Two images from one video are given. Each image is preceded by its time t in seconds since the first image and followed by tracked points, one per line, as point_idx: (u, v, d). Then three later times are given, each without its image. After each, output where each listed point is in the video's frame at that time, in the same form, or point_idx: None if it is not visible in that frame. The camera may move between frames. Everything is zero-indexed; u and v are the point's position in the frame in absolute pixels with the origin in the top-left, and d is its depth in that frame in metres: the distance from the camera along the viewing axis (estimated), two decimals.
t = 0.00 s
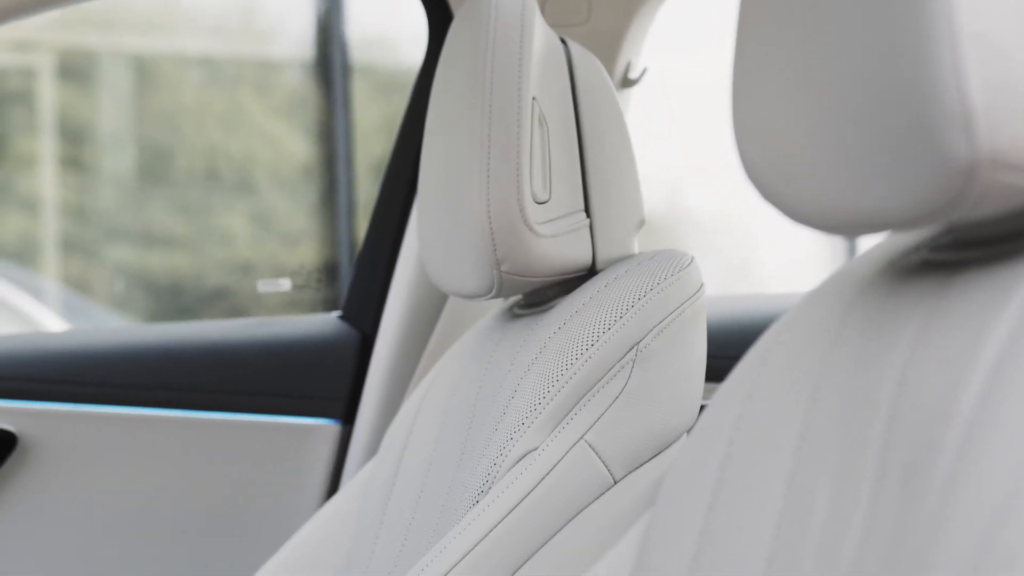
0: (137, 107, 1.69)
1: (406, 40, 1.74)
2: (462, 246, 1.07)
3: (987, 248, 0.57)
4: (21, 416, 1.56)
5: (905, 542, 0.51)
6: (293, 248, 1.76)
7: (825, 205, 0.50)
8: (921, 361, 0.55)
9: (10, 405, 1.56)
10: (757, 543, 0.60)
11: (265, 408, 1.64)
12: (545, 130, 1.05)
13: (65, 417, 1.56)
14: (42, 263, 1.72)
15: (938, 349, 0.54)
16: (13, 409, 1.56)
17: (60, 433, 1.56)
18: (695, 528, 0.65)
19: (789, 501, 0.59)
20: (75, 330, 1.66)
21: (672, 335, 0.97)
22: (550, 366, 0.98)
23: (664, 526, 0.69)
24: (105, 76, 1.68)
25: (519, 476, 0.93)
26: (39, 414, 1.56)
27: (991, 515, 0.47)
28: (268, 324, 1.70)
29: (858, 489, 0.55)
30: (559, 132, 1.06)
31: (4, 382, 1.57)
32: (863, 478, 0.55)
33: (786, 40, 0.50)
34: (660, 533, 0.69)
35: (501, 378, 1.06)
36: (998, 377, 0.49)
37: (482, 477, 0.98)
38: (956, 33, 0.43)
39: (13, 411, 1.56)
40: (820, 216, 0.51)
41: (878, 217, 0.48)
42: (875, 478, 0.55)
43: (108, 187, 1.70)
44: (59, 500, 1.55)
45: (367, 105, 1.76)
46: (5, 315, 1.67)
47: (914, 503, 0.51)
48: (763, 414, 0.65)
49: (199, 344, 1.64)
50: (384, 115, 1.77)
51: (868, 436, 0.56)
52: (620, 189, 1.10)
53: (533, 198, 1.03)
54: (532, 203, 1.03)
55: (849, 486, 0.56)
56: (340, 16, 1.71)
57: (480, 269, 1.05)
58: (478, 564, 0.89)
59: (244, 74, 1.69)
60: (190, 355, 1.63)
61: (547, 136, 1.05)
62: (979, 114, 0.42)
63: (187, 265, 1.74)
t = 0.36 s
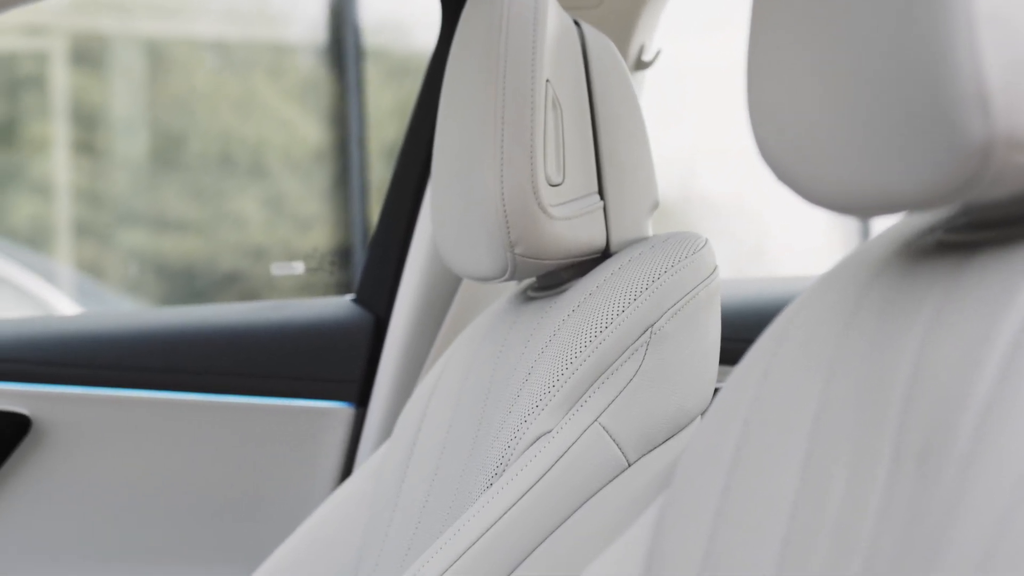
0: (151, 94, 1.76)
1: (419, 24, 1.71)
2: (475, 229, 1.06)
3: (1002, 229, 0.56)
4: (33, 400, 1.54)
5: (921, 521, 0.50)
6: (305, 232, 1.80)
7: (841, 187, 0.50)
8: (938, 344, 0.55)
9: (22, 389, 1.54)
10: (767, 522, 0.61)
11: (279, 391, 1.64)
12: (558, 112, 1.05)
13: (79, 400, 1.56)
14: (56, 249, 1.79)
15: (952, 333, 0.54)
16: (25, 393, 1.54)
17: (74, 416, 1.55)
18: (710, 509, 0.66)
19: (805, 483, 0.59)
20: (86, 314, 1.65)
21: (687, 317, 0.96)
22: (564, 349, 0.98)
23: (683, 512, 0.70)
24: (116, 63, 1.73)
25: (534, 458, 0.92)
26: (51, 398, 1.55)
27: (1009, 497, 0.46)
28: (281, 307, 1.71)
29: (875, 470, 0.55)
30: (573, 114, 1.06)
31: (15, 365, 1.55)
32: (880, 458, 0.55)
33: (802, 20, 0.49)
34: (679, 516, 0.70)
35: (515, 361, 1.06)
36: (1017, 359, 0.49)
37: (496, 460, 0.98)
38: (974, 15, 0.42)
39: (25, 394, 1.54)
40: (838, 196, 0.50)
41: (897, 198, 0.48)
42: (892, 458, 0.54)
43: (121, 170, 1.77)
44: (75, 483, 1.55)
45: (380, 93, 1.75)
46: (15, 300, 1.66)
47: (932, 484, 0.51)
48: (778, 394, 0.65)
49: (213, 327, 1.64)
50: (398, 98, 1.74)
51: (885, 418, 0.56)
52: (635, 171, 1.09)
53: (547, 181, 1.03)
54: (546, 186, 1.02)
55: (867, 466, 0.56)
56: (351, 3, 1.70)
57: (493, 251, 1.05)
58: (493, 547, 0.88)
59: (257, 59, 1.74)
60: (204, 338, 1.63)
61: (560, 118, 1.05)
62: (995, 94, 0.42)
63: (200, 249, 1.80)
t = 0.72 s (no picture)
0: (163, 77, 1.75)
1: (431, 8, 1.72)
2: (490, 211, 1.06)
3: (1018, 210, 0.56)
4: (47, 382, 1.54)
5: (937, 502, 0.51)
6: (319, 216, 1.79)
7: (856, 167, 0.50)
8: (953, 325, 0.55)
9: (35, 371, 1.54)
10: (786, 504, 0.61)
11: (295, 373, 1.64)
12: (573, 93, 1.04)
13: (93, 382, 1.56)
14: (70, 232, 1.79)
15: (968, 317, 0.54)
16: (38, 375, 1.54)
17: (87, 398, 1.55)
18: (726, 491, 0.66)
19: (819, 464, 0.59)
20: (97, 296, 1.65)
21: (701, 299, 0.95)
22: (578, 332, 0.98)
23: (697, 491, 0.70)
24: (129, 47, 1.74)
25: (547, 441, 0.92)
26: (65, 380, 1.55)
27: None
28: (294, 290, 1.71)
29: (890, 453, 0.55)
30: (587, 96, 1.05)
31: (27, 347, 1.54)
32: (895, 439, 0.55)
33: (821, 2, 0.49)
34: (694, 498, 0.70)
35: (529, 343, 1.06)
36: None
37: (510, 442, 0.98)
38: None
39: (39, 375, 1.54)
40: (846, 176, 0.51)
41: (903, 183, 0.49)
42: (907, 441, 0.54)
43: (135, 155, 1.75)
44: (92, 465, 1.55)
45: (393, 76, 1.75)
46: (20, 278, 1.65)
47: (948, 468, 0.51)
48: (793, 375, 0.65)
49: (229, 309, 1.65)
50: (411, 82, 1.75)
51: (900, 401, 0.56)
52: (649, 153, 1.08)
53: (562, 163, 1.02)
54: (560, 167, 1.02)
55: (882, 448, 0.56)
56: None
57: (508, 233, 1.05)
58: (507, 530, 0.88)
59: (270, 41, 1.74)
60: (219, 321, 1.63)
61: (575, 99, 1.04)
62: (1014, 74, 0.42)
63: (214, 232, 1.79)
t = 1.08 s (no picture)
0: (177, 59, 1.72)
1: None
2: (505, 194, 1.06)
3: None
4: (63, 365, 1.55)
5: (954, 484, 0.52)
6: (335, 200, 1.79)
7: (875, 148, 0.54)
8: (972, 305, 0.56)
9: (52, 354, 1.55)
10: (802, 486, 0.61)
11: (309, 355, 1.66)
12: (587, 75, 1.03)
13: (110, 365, 1.56)
14: (84, 216, 1.79)
15: (984, 299, 0.55)
16: (55, 358, 1.55)
17: (104, 380, 1.56)
18: (742, 474, 0.66)
19: (836, 446, 0.60)
20: (111, 280, 1.65)
21: (716, 281, 0.94)
22: (594, 315, 0.98)
23: (713, 473, 0.70)
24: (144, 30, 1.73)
25: (564, 422, 0.91)
26: (83, 363, 1.56)
27: None
28: (308, 273, 1.72)
29: (908, 431, 0.56)
30: (602, 77, 1.03)
31: (43, 331, 1.55)
32: (913, 420, 0.56)
33: None
34: (709, 482, 0.70)
35: (543, 325, 1.06)
36: None
37: (526, 424, 0.98)
38: None
39: (56, 358, 1.55)
40: (866, 155, 0.55)
41: (928, 157, 0.53)
42: (925, 421, 0.56)
43: (148, 139, 1.72)
44: (110, 447, 1.57)
45: (406, 58, 1.78)
46: (31, 261, 1.68)
47: (966, 447, 0.53)
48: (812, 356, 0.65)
49: (244, 292, 1.65)
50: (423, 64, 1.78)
51: (916, 376, 0.57)
52: (666, 138, 1.06)
53: (576, 144, 1.02)
54: (574, 148, 1.01)
55: (899, 430, 0.57)
56: None
57: (523, 215, 1.05)
58: (523, 510, 0.88)
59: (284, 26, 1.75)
60: (235, 303, 1.64)
61: (589, 81, 1.03)
62: None
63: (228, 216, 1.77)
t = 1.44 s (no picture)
0: (190, 45, 1.69)
1: None
2: (520, 176, 1.06)
3: None
4: (78, 348, 1.56)
5: (970, 468, 0.52)
6: (347, 184, 1.79)
7: (895, 131, 0.54)
8: (989, 289, 0.55)
9: (67, 338, 1.55)
10: (817, 468, 0.61)
11: (324, 339, 1.68)
12: (603, 58, 1.03)
13: (126, 349, 1.57)
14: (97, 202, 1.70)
15: (1001, 283, 0.55)
16: (70, 342, 1.56)
17: (120, 364, 1.57)
18: (757, 453, 0.66)
19: (851, 430, 0.60)
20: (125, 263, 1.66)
21: (731, 264, 0.94)
22: (608, 298, 0.97)
23: (727, 457, 0.70)
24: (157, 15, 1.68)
25: (578, 405, 0.91)
26: (98, 347, 1.56)
27: None
28: (324, 257, 1.73)
29: (923, 415, 0.56)
30: (616, 60, 1.03)
31: (59, 315, 1.56)
32: (929, 402, 0.56)
33: None
34: (724, 464, 0.70)
35: (558, 308, 1.06)
36: None
37: (541, 407, 0.98)
38: None
39: (72, 343, 1.56)
40: (879, 142, 0.55)
41: (939, 137, 0.52)
42: (941, 403, 0.55)
43: (161, 124, 1.69)
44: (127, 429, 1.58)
45: (420, 43, 1.80)
46: (44, 244, 1.66)
47: (982, 429, 0.53)
48: (826, 340, 0.65)
49: (259, 276, 1.67)
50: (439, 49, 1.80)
51: (933, 359, 0.57)
52: (682, 117, 1.06)
53: (591, 127, 1.01)
54: (589, 131, 1.01)
55: (914, 413, 0.57)
56: None
57: (537, 198, 1.05)
58: (537, 494, 0.87)
59: (298, 10, 1.73)
60: (250, 287, 1.65)
61: (604, 64, 1.03)
62: None
63: (242, 202, 1.75)
